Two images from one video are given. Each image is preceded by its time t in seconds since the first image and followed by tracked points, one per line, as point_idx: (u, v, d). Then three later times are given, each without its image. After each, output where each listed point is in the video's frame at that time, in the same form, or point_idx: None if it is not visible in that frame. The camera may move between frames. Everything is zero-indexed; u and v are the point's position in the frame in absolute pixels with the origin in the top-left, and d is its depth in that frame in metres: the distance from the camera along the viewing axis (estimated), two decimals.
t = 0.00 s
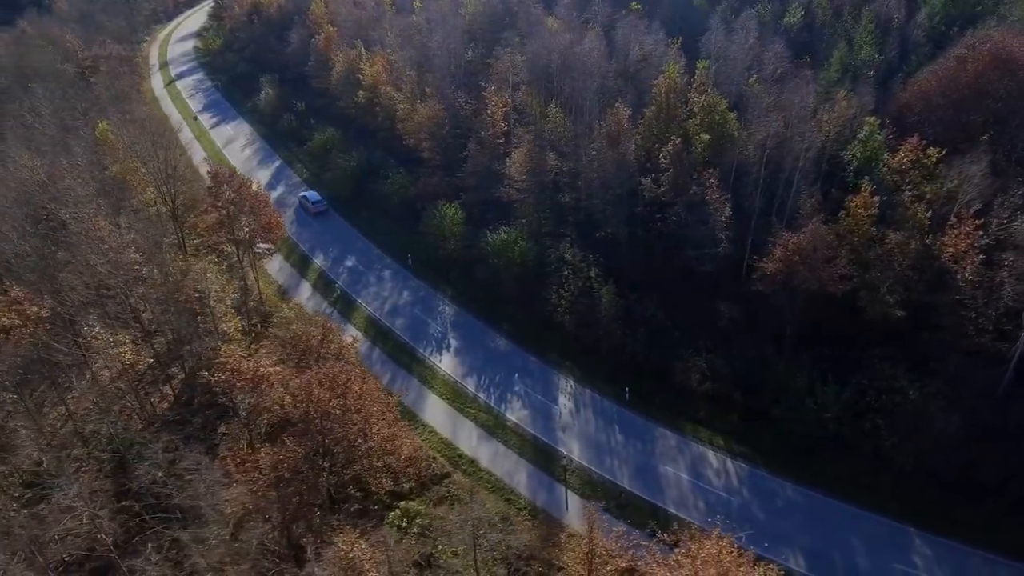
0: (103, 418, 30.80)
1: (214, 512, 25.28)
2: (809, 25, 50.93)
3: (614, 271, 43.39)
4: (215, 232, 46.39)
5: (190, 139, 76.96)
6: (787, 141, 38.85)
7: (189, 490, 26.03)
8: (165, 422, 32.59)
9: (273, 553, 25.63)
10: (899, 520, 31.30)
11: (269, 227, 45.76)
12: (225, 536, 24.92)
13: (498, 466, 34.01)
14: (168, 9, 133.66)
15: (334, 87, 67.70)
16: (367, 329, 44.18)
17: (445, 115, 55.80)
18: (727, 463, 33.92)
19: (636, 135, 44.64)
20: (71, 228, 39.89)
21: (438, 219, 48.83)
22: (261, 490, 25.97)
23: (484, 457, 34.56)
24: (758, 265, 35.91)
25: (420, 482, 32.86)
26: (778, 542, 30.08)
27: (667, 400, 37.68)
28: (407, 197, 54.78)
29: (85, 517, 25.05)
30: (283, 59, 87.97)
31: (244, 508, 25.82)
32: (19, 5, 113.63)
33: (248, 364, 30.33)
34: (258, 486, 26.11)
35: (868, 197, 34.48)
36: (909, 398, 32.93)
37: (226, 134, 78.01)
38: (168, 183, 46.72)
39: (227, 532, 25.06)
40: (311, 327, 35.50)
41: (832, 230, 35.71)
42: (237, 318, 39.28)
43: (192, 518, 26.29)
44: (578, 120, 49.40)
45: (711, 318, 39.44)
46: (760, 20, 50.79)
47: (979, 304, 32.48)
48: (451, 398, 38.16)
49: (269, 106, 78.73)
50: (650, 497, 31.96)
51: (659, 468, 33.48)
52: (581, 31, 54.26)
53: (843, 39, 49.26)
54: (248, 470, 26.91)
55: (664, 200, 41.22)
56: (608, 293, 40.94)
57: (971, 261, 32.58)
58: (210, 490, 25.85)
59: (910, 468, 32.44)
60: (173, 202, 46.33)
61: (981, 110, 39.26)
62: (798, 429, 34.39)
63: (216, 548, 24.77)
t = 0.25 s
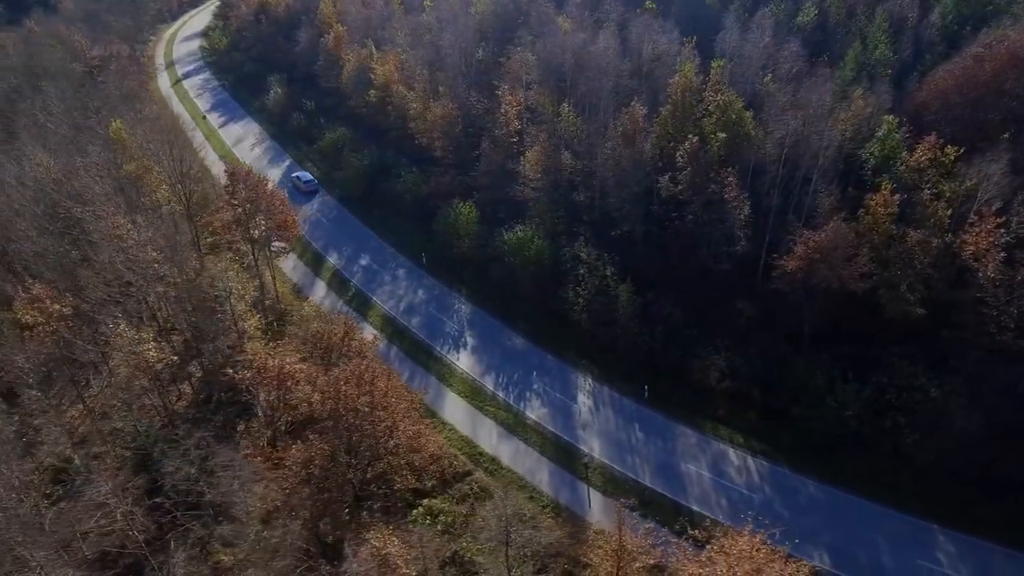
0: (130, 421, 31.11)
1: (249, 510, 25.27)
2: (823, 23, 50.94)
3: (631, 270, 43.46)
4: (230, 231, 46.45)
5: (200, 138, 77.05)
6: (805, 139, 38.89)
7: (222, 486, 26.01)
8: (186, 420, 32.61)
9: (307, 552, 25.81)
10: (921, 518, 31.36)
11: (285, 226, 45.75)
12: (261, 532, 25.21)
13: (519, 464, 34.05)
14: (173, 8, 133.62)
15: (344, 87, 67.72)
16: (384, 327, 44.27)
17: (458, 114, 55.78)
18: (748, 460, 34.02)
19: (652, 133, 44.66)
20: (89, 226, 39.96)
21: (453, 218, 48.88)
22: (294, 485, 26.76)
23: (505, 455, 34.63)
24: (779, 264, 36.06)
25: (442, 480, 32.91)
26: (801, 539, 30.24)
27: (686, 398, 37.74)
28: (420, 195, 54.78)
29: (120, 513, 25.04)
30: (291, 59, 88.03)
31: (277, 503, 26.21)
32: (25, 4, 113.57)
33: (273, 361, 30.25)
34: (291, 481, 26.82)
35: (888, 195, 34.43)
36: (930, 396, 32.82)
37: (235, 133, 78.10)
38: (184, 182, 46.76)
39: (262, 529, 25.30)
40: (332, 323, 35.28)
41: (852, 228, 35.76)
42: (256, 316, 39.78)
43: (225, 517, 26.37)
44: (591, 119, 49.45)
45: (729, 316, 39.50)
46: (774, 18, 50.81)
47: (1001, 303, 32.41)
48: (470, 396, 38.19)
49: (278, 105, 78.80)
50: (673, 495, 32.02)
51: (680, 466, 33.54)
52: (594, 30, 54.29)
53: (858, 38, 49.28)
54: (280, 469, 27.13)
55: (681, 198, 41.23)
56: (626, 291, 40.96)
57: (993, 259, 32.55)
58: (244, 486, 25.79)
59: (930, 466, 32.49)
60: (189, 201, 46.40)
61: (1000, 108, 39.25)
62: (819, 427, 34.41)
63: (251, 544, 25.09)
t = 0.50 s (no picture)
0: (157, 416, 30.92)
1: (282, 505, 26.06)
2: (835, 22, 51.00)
3: (647, 269, 43.55)
4: (245, 230, 46.49)
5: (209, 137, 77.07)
6: (822, 138, 38.96)
7: (255, 482, 26.55)
8: (210, 418, 32.25)
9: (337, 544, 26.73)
10: (942, 514, 31.48)
11: (301, 224, 45.79)
12: (295, 528, 25.78)
13: (541, 462, 34.09)
14: (178, 8, 133.51)
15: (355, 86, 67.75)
16: (400, 326, 44.35)
17: (470, 113, 55.81)
18: (769, 458, 34.07)
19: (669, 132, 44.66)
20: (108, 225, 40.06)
21: (468, 217, 48.98)
22: (327, 480, 27.23)
23: (526, 453, 34.66)
24: (799, 262, 36.24)
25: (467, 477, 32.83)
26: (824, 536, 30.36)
27: (704, 396, 37.78)
28: (433, 193, 54.82)
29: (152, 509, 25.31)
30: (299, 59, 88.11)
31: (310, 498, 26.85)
32: (31, 4, 113.61)
33: (298, 358, 30.00)
34: (324, 476, 27.26)
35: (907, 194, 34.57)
36: (949, 394, 33.00)
37: (244, 132, 78.14)
38: (200, 181, 46.75)
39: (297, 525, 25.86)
40: (354, 321, 35.35)
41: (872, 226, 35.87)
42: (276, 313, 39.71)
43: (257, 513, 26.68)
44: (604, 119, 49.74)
45: (747, 315, 39.59)
46: (788, 16, 50.84)
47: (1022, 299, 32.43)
48: (489, 394, 38.23)
49: (286, 105, 78.87)
50: (695, 492, 32.09)
51: (701, 463, 33.60)
52: (607, 29, 54.38)
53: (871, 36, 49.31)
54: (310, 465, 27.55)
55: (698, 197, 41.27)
56: (643, 289, 41.01)
57: (1013, 257, 32.61)
58: (276, 482, 26.40)
59: (951, 462, 32.57)
60: (204, 200, 46.42)
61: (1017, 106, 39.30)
62: (839, 424, 34.50)
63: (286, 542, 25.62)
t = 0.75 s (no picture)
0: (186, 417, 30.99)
1: (315, 503, 25.88)
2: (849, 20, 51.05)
3: (663, 267, 43.63)
4: (261, 229, 46.54)
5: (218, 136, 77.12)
6: (840, 137, 39.02)
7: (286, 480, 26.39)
8: (232, 416, 32.58)
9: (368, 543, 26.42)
10: (964, 510, 31.52)
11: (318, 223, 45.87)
12: (327, 527, 25.58)
13: (562, 459, 34.14)
14: (183, 8, 133.53)
15: (365, 84, 67.78)
16: (417, 324, 44.42)
17: (483, 112, 55.86)
18: (790, 455, 34.16)
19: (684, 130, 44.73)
20: (126, 223, 40.14)
21: (482, 216, 49.06)
22: (359, 478, 26.91)
23: (547, 450, 34.68)
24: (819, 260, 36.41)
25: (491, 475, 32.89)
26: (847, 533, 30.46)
27: (723, 394, 37.85)
28: (445, 192, 54.88)
29: (184, 509, 25.75)
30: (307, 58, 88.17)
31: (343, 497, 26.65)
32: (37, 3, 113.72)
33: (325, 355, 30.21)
34: (356, 474, 26.97)
35: (927, 192, 34.57)
36: (970, 391, 33.04)
37: (253, 132, 78.20)
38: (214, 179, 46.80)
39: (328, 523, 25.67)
40: (374, 319, 35.46)
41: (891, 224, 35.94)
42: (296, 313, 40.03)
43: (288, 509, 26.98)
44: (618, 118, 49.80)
45: (764, 313, 39.69)
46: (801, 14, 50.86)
47: None
48: (508, 392, 38.30)
49: (295, 104, 78.94)
50: (717, 489, 32.19)
51: (723, 460, 33.68)
52: (619, 28, 54.44)
53: (885, 34, 49.32)
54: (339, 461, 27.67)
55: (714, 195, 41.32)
56: (660, 287, 41.10)
57: None
58: (308, 479, 26.20)
59: (973, 459, 32.48)
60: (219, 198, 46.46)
61: None
62: (859, 422, 34.56)
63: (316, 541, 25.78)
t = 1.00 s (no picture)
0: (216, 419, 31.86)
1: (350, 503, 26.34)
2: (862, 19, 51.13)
3: (679, 266, 43.72)
4: (276, 227, 46.56)
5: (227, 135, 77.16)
6: (857, 135, 39.08)
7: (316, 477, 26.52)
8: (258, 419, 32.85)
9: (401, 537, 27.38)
10: (986, 508, 31.54)
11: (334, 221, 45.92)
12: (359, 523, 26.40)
13: (583, 457, 34.18)
14: (188, 7, 133.53)
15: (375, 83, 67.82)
16: (434, 322, 44.45)
17: (495, 110, 55.89)
18: (811, 453, 34.25)
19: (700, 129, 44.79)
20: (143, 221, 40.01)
21: (497, 215, 49.17)
22: (391, 475, 27.19)
23: (568, 448, 34.76)
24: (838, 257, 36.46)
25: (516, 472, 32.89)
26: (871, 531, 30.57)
27: (741, 391, 37.91)
28: (458, 191, 54.93)
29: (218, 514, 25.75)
30: (315, 57, 88.22)
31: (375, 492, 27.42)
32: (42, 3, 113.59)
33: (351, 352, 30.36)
34: (387, 471, 27.28)
35: (948, 188, 34.58)
36: (990, 388, 33.22)
37: (262, 131, 78.26)
38: (230, 177, 46.81)
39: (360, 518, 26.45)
40: (395, 316, 35.56)
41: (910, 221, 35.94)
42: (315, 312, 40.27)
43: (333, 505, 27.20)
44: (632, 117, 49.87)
45: (781, 311, 39.79)
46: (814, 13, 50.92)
47: None
48: (527, 390, 38.35)
49: (304, 102, 78.95)
50: (739, 486, 32.30)
51: (744, 458, 33.77)
52: (632, 27, 54.51)
53: (898, 32, 49.36)
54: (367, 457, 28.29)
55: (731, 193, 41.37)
56: (677, 286, 41.20)
57: None
58: (343, 476, 26.06)
59: (995, 456, 32.52)
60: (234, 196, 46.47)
61: None
62: (879, 419, 34.66)
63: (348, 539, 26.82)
